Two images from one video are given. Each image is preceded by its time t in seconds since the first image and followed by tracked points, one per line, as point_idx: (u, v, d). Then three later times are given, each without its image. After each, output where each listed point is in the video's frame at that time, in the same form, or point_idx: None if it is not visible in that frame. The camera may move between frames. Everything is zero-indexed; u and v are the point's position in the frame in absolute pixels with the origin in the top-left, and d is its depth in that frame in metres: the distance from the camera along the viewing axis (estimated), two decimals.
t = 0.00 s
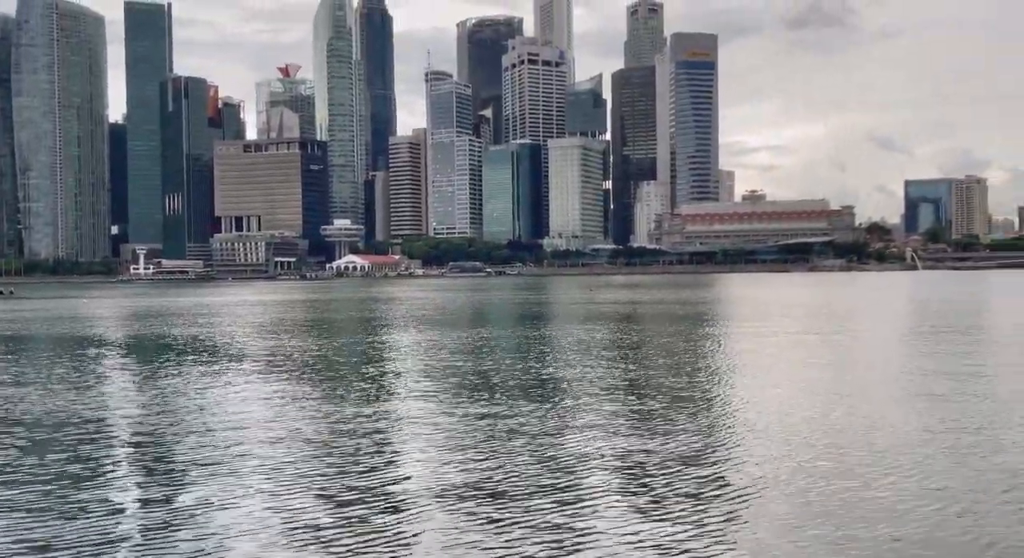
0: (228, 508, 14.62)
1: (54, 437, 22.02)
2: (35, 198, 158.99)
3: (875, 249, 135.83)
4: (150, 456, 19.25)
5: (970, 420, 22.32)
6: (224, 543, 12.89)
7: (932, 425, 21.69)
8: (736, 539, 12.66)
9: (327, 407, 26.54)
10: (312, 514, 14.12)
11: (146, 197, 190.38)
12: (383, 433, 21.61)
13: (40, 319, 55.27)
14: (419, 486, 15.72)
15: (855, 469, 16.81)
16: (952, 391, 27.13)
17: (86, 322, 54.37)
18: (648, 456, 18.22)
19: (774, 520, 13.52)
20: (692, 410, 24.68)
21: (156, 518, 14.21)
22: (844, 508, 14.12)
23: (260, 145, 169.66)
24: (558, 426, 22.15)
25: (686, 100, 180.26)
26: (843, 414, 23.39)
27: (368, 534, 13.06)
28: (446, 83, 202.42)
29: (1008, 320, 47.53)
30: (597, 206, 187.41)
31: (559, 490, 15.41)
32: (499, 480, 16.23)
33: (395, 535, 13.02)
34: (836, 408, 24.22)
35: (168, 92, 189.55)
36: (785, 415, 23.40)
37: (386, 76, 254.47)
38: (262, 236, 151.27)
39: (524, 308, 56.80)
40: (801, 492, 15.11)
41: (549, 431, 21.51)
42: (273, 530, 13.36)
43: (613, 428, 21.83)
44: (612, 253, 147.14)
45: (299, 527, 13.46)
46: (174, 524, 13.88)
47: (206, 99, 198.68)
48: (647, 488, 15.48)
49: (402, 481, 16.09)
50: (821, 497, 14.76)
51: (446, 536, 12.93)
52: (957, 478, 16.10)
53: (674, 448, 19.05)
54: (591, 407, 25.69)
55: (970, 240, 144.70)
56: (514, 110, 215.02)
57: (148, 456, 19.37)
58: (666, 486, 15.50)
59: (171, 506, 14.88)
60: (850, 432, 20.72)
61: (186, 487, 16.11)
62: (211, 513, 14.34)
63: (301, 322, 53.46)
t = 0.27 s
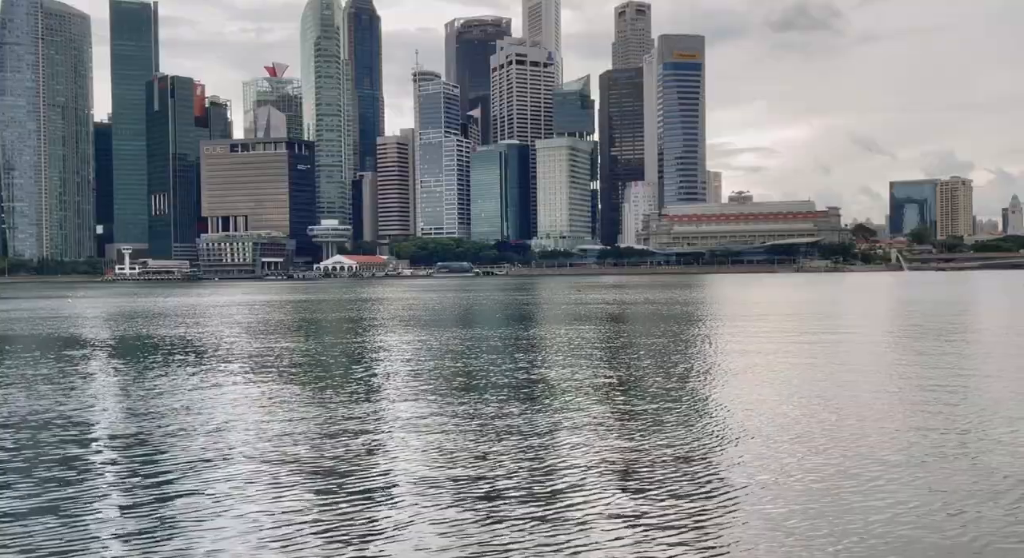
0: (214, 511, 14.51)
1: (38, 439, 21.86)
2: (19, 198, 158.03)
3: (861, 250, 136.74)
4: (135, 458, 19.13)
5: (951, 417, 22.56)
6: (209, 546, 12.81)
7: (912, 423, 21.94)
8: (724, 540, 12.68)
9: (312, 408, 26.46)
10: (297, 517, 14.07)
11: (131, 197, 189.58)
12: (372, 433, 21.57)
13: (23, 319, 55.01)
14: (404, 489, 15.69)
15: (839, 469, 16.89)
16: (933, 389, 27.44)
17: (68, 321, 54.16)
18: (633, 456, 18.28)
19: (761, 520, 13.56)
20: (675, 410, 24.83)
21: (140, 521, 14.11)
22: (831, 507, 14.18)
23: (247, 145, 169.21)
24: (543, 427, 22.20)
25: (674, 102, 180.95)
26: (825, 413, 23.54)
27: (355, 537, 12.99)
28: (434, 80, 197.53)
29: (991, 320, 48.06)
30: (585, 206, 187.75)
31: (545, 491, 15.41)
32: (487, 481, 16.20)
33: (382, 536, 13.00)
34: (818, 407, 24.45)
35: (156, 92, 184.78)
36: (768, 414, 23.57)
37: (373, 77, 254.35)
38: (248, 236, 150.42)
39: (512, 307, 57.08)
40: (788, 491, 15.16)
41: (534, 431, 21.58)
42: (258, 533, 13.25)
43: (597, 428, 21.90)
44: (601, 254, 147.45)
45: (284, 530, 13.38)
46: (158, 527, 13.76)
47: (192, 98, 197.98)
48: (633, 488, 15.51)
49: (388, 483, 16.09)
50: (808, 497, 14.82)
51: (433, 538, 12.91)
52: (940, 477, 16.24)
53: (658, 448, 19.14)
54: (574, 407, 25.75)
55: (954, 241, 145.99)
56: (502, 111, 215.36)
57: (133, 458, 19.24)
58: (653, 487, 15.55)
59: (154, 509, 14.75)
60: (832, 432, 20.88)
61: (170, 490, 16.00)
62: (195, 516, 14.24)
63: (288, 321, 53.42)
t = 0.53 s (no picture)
0: (196, 513, 14.44)
1: (19, 441, 21.69)
2: None
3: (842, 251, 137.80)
4: (118, 460, 18.99)
5: (933, 416, 22.81)
6: (191, 550, 12.71)
7: (894, 422, 22.19)
8: (708, 540, 12.76)
9: (296, 409, 26.45)
10: (280, 519, 14.04)
11: (114, 196, 188.32)
12: (357, 435, 21.55)
13: (9, 319, 54.77)
14: (388, 490, 15.68)
15: (824, 469, 16.99)
16: (913, 388, 27.75)
17: (51, 321, 53.92)
18: (617, 455, 18.40)
19: (745, 520, 13.65)
20: (659, 409, 25.00)
21: (121, 524, 14.01)
22: (814, 507, 14.31)
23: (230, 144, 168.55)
24: (528, 427, 22.31)
25: (658, 103, 181.60)
26: (807, 412, 23.78)
27: (338, 540, 12.94)
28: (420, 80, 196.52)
29: (972, 320, 48.58)
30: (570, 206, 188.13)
31: (530, 491, 15.46)
32: (472, 483, 16.21)
33: (364, 538, 12.99)
34: (800, 407, 24.67)
35: (139, 92, 184.31)
36: (751, 413, 23.78)
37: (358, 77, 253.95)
38: (232, 236, 149.44)
39: (499, 307, 57.27)
40: (771, 490, 15.29)
41: (519, 431, 21.70)
42: (241, 536, 13.18)
43: (582, 428, 22.03)
44: (586, 255, 147.85)
45: (268, 534, 13.30)
46: (138, 531, 13.65)
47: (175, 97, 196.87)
48: (617, 488, 15.58)
49: (373, 485, 16.10)
50: (792, 497, 14.92)
51: (416, 539, 12.90)
52: (922, 476, 16.41)
53: (641, 448, 19.28)
54: (559, 407, 25.87)
55: (934, 242, 147.28)
56: (487, 111, 215.58)
57: (116, 460, 19.10)
58: (637, 486, 15.65)
59: (136, 512, 14.66)
60: (814, 431, 21.08)
61: (152, 492, 15.89)
62: (177, 519, 14.15)
63: (275, 322, 53.34)
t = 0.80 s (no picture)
0: (181, 515, 14.44)
1: None
2: None
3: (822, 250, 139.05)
4: (97, 462, 18.91)
5: (913, 416, 23.13)
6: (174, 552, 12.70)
7: (875, 421, 22.49)
8: (691, 539, 12.92)
9: (281, 410, 26.42)
10: (266, 520, 14.07)
11: (92, 196, 186.58)
12: (338, 435, 21.55)
13: None
14: (375, 490, 15.74)
15: (801, 468, 17.20)
16: (893, 387, 28.11)
17: (27, 322, 53.35)
18: (601, 455, 18.59)
19: (727, 518, 13.86)
20: (643, 408, 25.20)
21: (102, 528, 13.93)
22: (797, 505, 14.53)
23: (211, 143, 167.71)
24: (513, 427, 22.45)
25: (640, 103, 182.21)
26: (788, 411, 24.06)
27: (319, 543, 12.94)
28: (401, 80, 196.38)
29: (950, 320, 49.18)
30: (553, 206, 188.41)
31: (515, 492, 15.57)
32: (454, 483, 16.29)
33: (350, 540, 13.04)
34: (782, 406, 24.93)
35: (117, 90, 182.12)
36: (733, 413, 24.03)
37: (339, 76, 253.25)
38: (212, 235, 148.17)
39: (481, 307, 57.38)
40: (755, 489, 15.49)
41: (504, 431, 21.85)
42: (227, 538, 13.22)
43: (567, 427, 22.21)
44: (569, 255, 148.24)
45: (250, 536, 13.30)
46: (119, 534, 13.58)
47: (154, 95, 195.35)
48: (602, 487, 15.75)
49: (359, 485, 16.16)
50: (776, 496, 15.13)
51: (402, 540, 12.99)
52: (904, 474, 16.68)
53: (624, 447, 19.46)
54: (543, 407, 26.00)
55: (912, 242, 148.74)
56: (470, 111, 215.60)
57: (95, 462, 19.00)
58: (622, 485, 15.82)
59: (120, 514, 14.65)
60: (796, 429, 21.33)
61: (132, 495, 15.81)
62: (159, 520, 14.12)
63: (258, 321, 53.14)
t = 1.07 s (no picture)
0: (155, 520, 14.20)
1: None
2: None
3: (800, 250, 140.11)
4: (72, 465, 18.67)
5: (893, 414, 23.24)
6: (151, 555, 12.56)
7: (853, 419, 22.63)
8: (674, 540, 12.86)
9: (258, 411, 26.19)
10: (243, 525, 13.86)
11: (67, 195, 184.51)
12: (319, 437, 21.46)
13: None
14: (354, 492, 15.68)
15: (778, 466, 17.33)
16: (872, 386, 28.28)
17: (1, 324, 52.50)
18: (582, 455, 18.54)
19: (711, 518, 13.81)
20: (624, 408, 25.22)
21: (77, 531, 13.75)
22: (782, 505, 14.51)
23: (187, 142, 166.33)
24: (494, 428, 22.39)
25: (620, 104, 182.61)
26: (767, 410, 24.14)
27: (299, 544, 12.86)
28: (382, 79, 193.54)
29: (925, 319, 49.80)
30: (533, 206, 188.43)
31: (496, 493, 15.47)
32: (433, 484, 16.27)
33: (329, 544, 12.87)
34: (761, 405, 25.02)
35: (93, 89, 180.12)
36: (712, 412, 24.09)
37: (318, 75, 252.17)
38: (189, 236, 146.74)
39: (460, 307, 57.34)
40: (738, 489, 15.49)
41: (485, 431, 21.77)
42: (204, 544, 13.01)
43: (549, 427, 22.17)
44: (548, 255, 148.47)
45: (229, 539, 13.19)
46: (94, 537, 13.42)
47: (130, 94, 193.53)
48: (584, 488, 15.69)
49: (337, 487, 16.00)
50: (759, 495, 15.12)
51: (381, 544, 12.83)
52: (887, 473, 16.72)
53: (605, 447, 19.43)
54: (523, 407, 25.92)
55: (888, 241, 150.12)
56: (450, 111, 215.44)
57: (70, 465, 18.77)
58: (604, 486, 15.76)
59: (93, 519, 14.39)
60: (775, 429, 21.40)
61: (108, 497, 15.64)
62: (135, 525, 13.96)
63: (236, 322, 52.76)
